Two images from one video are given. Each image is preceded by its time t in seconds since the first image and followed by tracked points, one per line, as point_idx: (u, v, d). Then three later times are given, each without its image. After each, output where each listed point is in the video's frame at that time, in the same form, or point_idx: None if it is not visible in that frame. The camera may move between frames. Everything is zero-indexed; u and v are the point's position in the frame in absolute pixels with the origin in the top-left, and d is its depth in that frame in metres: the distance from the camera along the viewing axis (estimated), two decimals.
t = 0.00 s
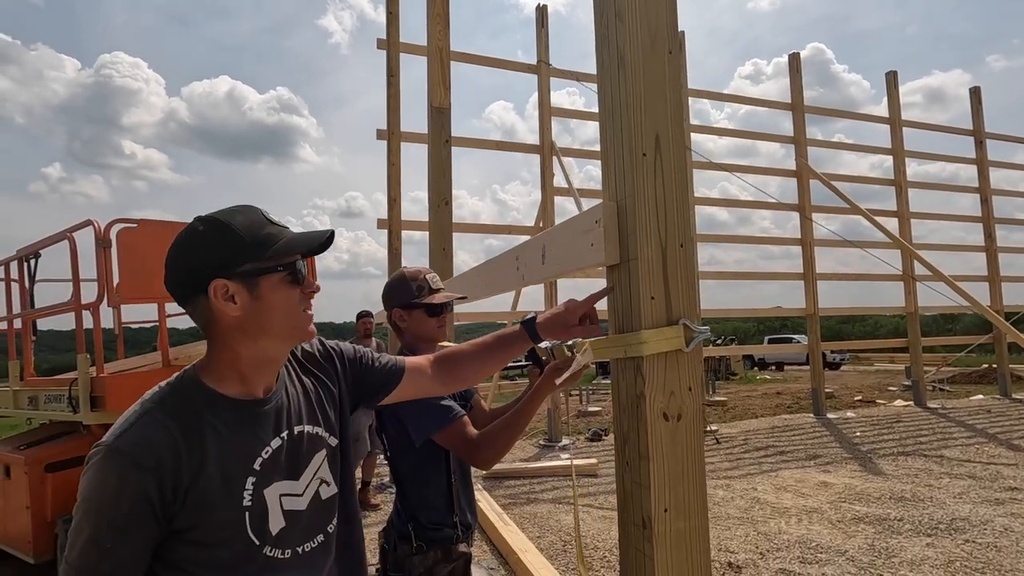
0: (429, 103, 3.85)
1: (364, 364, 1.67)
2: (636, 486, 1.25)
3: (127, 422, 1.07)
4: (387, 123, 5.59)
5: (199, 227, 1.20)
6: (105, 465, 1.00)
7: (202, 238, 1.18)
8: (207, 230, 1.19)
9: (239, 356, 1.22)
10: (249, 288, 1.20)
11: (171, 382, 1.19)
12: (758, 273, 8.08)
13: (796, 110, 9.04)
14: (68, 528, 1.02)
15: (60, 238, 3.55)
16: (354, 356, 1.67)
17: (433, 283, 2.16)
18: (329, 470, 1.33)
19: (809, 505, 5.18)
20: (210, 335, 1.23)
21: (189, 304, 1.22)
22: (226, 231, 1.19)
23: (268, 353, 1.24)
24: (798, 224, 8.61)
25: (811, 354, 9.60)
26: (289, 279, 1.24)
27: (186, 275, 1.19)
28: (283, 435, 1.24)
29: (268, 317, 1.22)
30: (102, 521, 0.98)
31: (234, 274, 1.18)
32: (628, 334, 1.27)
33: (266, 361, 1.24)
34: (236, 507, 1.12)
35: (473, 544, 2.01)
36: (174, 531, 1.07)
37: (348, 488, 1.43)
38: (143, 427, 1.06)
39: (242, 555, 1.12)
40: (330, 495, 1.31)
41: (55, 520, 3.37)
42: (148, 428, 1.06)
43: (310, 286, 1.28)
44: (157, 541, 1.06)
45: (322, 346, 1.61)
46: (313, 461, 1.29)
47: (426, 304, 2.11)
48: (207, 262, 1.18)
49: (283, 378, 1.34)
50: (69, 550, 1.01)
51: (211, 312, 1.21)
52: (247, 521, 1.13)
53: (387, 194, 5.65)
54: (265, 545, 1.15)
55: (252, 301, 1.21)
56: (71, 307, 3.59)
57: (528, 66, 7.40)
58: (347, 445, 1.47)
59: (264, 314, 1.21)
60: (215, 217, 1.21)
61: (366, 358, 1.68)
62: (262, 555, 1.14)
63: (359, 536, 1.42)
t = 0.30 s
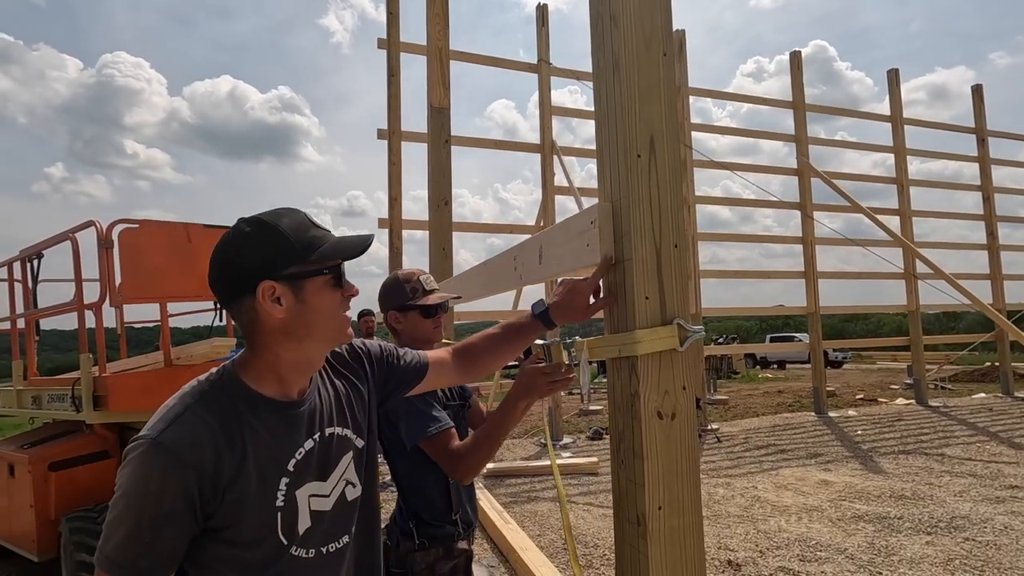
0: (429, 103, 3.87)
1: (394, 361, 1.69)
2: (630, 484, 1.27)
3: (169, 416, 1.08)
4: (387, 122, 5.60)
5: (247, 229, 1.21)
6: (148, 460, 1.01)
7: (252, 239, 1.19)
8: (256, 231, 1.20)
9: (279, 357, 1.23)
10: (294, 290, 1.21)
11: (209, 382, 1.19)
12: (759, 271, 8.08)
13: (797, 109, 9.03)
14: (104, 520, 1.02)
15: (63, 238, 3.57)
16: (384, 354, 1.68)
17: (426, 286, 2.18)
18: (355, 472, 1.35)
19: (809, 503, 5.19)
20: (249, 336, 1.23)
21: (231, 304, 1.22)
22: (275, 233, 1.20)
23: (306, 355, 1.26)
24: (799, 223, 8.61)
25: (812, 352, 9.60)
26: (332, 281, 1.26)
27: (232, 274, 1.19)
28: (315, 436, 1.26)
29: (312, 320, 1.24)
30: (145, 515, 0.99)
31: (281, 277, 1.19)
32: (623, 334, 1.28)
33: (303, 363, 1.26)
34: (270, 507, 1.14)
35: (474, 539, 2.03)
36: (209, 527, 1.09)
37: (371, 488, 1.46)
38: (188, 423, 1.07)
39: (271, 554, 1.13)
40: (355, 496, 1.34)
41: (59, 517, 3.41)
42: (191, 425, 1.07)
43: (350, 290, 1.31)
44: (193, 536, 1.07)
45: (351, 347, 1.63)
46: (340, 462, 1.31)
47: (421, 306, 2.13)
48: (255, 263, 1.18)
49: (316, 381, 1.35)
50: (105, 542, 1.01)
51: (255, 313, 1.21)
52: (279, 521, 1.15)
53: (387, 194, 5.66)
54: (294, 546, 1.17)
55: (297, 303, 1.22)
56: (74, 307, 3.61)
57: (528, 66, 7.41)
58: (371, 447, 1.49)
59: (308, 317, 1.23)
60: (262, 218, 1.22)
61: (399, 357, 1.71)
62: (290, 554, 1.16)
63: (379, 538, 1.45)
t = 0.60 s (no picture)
0: (431, 103, 3.87)
1: (406, 358, 1.70)
2: (635, 483, 1.27)
3: (182, 415, 1.08)
4: (389, 122, 5.60)
5: (259, 225, 1.21)
6: (163, 460, 1.00)
7: (265, 235, 1.20)
8: (269, 227, 1.21)
9: (290, 352, 1.23)
10: (306, 284, 1.22)
11: (220, 380, 1.18)
12: (762, 270, 8.06)
13: (799, 107, 9.01)
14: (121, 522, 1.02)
15: (66, 239, 3.58)
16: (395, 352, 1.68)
17: (425, 287, 2.19)
18: (369, 470, 1.35)
19: (812, 502, 5.18)
20: (261, 333, 1.23)
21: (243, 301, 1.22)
22: (289, 230, 1.21)
23: (318, 350, 1.26)
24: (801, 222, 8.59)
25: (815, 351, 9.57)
26: (343, 276, 1.27)
27: (245, 270, 1.19)
28: (328, 434, 1.26)
29: (324, 315, 1.24)
30: (162, 516, 0.99)
31: (294, 271, 1.20)
32: (627, 333, 1.28)
33: (314, 358, 1.26)
34: (284, 505, 1.14)
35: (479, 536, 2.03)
36: (225, 527, 1.08)
37: (384, 487, 1.46)
38: (202, 422, 1.07)
39: (287, 553, 1.13)
40: (369, 495, 1.34)
41: (63, 517, 3.41)
42: (205, 424, 1.07)
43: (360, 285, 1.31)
44: (210, 537, 1.06)
45: (362, 343, 1.63)
46: (355, 460, 1.31)
47: (419, 308, 2.12)
48: (269, 257, 1.19)
49: (328, 378, 1.36)
50: (122, 543, 1.01)
51: (269, 309, 1.22)
52: (293, 520, 1.15)
53: (389, 193, 5.66)
54: (309, 545, 1.17)
55: (310, 298, 1.23)
56: (77, 307, 3.62)
57: (530, 65, 7.40)
58: (383, 446, 1.49)
59: (320, 312, 1.24)
60: (275, 214, 1.23)
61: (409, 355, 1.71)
62: (304, 554, 1.16)
63: (392, 536, 1.45)
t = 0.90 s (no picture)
0: (431, 103, 3.87)
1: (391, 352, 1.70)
2: (632, 485, 1.26)
3: (186, 417, 1.06)
4: (389, 122, 5.60)
5: (274, 221, 1.20)
6: (168, 460, 0.99)
7: (264, 236, 1.18)
8: (262, 227, 1.18)
9: (295, 349, 1.24)
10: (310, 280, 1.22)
11: (220, 381, 1.16)
12: (763, 269, 8.05)
13: (800, 106, 9.00)
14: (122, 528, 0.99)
15: (67, 240, 3.59)
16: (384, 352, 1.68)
17: (421, 288, 2.19)
18: (366, 466, 1.36)
19: (813, 502, 5.18)
20: (264, 332, 1.21)
21: (244, 302, 1.19)
22: (285, 230, 1.20)
23: (321, 344, 1.28)
24: (802, 221, 8.58)
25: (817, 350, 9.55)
26: (339, 269, 1.30)
27: (263, 264, 1.17)
28: (327, 429, 1.27)
29: (336, 307, 1.28)
30: (168, 518, 0.97)
31: (298, 270, 1.20)
32: (624, 335, 1.28)
33: (319, 352, 1.27)
34: (288, 502, 1.14)
35: (479, 531, 2.03)
36: (229, 528, 1.07)
37: (381, 484, 1.47)
38: (207, 423, 1.06)
39: (290, 551, 1.13)
40: (366, 490, 1.35)
41: (64, 518, 3.41)
42: (210, 425, 1.05)
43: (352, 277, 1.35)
44: (213, 538, 1.05)
45: (349, 341, 1.63)
46: (352, 457, 1.32)
47: (415, 309, 2.12)
48: (272, 258, 1.17)
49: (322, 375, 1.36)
50: (124, 549, 0.98)
51: (274, 309, 1.20)
52: (297, 517, 1.15)
53: (390, 193, 5.66)
54: (311, 542, 1.17)
55: (315, 294, 1.24)
56: (78, 308, 3.63)
57: (530, 65, 7.40)
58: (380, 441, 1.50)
59: (332, 306, 1.28)
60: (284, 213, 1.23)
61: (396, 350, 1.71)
62: (305, 550, 1.16)
63: (387, 531, 1.46)
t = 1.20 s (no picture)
0: (430, 103, 3.87)
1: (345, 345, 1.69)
2: (629, 485, 1.26)
3: (200, 410, 1.01)
4: (390, 122, 5.60)
5: (265, 223, 1.20)
6: (198, 448, 0.94)
7: (262, 238, 1.16)
8: (252, 229, 1.16)
9: (286, 344, 1.25)
10: (299, 277, 1.26)
11: (218, 381, 1.12)
12: (764, 269, 8.04)
13: (801, 105, 8.98)
14: (136, 530, 0.89)
15: (68, 241, 3.59)
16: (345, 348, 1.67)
17: (418, 289, 2.19)
18: (338, 456, 1.38)
19: (814, 501, 5.18)
20: (260, 332, 1.19)
21: (245, 304, 1.15)
22: (271, 230, 1.20)
23: (304, 336, 1.31)
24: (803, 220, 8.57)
25: (818, 349, 9.54)
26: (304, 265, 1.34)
27: (268, 263, 1.16)
28: (309, 421, 1.29)
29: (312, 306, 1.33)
30: (203, 508, 0.91)
31: (293, 267, 1.23)
32: (621, 335, 1.28)
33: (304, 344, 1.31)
34: (294, 492, 1.12)
35: (476, 529, 2.02)
36: (242, 519, 1.02)
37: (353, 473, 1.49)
38: (225, 414, 1.02)
39: (294, 542, 1.11)
40: (342, 480, 1.37)
41: (66, 518, 3.42)
42: (228, 417, 1.02)
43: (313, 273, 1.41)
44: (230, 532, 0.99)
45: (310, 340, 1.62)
46: (327, 447, 1.33)
47: (412, 310, 2.12)
48: (274, 258, 1.17)
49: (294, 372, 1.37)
50: (142, 551, 0.89)
51: (270, 309, 1.19)
52: (300, 508, 1.13)
53: (390, 193, 5.66)
54: (310, 533, 1.16)
55: (301, 290, 1.27)
56: (79, 309, 3.63)
57: (530, 64, 7.40)
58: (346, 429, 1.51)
59: (310, 305, 1.31)
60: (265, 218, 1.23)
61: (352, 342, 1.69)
62: (305, 538, 1.14)
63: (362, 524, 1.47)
